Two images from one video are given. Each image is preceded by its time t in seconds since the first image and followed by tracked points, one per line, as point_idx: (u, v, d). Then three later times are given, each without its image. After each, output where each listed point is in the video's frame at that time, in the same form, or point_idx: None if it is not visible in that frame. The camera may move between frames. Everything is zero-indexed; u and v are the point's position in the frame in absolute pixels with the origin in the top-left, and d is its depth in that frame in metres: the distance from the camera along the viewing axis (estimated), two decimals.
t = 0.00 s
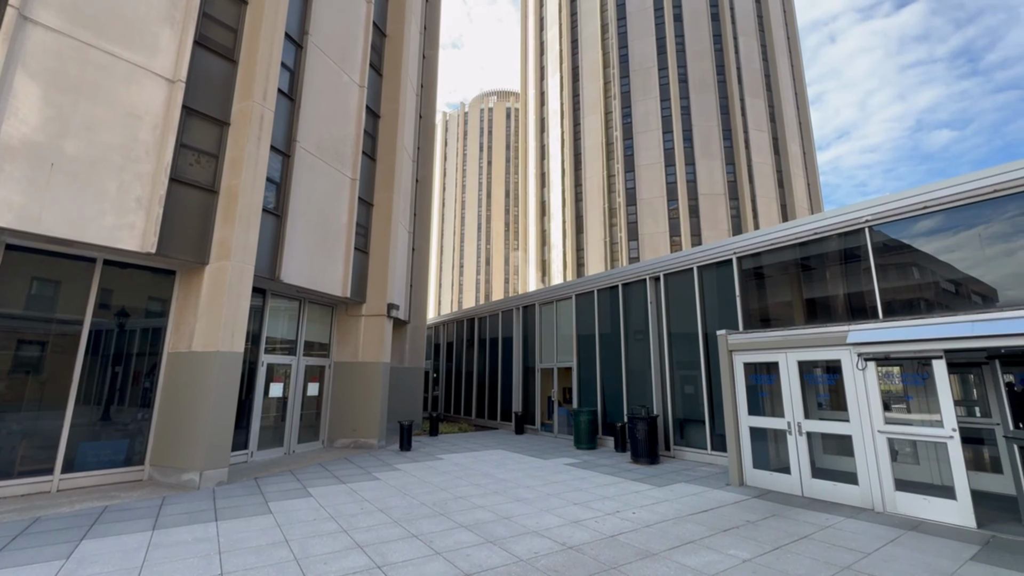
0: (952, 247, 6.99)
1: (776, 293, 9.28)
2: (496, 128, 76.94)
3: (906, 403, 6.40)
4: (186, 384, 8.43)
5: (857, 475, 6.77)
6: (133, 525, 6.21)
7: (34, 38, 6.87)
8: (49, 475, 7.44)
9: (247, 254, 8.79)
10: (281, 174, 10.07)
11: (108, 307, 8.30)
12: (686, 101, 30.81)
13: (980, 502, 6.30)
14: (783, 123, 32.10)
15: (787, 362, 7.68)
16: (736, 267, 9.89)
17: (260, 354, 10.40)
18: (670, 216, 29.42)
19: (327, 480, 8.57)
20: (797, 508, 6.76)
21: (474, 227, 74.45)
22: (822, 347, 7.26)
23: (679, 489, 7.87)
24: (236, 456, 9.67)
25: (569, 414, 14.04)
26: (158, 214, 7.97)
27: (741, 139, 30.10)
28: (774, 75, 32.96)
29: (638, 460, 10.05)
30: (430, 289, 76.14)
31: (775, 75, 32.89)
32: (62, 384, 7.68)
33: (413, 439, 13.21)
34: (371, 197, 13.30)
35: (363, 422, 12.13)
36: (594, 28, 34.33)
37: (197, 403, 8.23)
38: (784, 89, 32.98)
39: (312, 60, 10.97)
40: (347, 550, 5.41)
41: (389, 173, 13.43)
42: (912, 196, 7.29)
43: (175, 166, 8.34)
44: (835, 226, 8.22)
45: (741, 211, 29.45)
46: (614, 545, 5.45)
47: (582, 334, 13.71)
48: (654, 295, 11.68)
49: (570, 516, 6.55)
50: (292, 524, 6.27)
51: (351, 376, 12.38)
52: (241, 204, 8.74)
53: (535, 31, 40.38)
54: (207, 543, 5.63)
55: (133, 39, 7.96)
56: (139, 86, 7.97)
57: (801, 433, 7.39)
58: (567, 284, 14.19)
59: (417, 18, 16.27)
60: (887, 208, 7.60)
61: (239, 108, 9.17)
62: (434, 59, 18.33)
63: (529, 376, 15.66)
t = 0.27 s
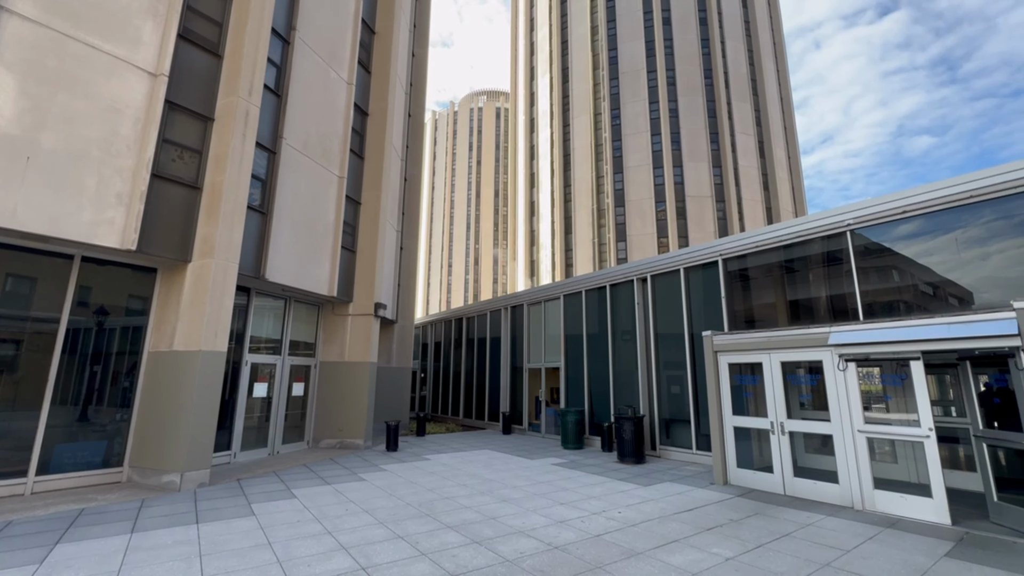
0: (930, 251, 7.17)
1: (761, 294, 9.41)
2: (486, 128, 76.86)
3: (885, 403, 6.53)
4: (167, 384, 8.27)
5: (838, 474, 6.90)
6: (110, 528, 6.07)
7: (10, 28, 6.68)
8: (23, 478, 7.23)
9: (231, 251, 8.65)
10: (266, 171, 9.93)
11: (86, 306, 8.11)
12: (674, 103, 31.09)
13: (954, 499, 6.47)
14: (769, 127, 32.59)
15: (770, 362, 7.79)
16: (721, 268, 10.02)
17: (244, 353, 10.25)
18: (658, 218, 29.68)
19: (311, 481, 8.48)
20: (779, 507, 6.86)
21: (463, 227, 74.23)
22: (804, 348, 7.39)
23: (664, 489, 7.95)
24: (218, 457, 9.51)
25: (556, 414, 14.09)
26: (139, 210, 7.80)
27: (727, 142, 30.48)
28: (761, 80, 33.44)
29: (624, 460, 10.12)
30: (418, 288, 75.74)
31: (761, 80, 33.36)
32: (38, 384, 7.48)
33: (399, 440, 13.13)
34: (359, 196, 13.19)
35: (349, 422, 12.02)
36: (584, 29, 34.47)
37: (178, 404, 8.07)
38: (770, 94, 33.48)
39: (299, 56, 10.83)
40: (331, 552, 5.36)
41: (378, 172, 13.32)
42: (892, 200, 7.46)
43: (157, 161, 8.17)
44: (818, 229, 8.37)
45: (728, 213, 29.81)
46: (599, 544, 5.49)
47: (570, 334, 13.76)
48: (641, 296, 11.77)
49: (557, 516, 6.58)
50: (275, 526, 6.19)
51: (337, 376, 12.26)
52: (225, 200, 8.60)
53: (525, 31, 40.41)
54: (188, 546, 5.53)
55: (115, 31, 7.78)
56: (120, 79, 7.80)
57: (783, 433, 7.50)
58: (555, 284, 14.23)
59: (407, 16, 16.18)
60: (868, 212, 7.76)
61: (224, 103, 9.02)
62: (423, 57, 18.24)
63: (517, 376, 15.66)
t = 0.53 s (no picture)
0: (909, 254, 7.35)
1: (744, 295, 9.55)
2: (475, 126, 76.67)
3: (864, 402, 6.68)
4: (145, 382, 8.08)
5: (817, 471, 7.04)
6: (85, 531, 5.92)
7: None
8: None
9: (212, 248, 8.49)
10: (250, 167, 9.76)
11: (62, 302, 7.89)
12: (662, 105, 31.37)
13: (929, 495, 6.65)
14: (754, 130, 33.06)
15: (753, 362, 7.90)
16: (706, 269, 10.14)
17: (226, 352, 10.07)
18: (645, 218, 29.93)
19: (294, 481, 8.37)
20: (761, 504, 6.97)
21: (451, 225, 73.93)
22: (786, 348, 7.52)
23: (649, 487, 8.02)
24: (198, 457, 9.33)
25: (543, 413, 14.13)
26: (117, 204, 7.61)
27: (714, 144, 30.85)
28: (746, 83, 33.91)
29: (610, 459, 10.18)
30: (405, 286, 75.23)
31: (747, 83, 33.83)
32: (10, 383, 7.25)
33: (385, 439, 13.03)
34: (345, 193, 13.05)
35: (334, 422, 11.90)
36: (573, 30, 34.57)
37: (156, 402, 7.90)
38: (755, 98, 33.96)
39: (285, 50, 10.67)
40: (314, 552, 5.30)
41: (364, 168, 13.19)
42: (872, 204, 7.65)
43: (137, 155, 7.98)
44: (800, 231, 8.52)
45: (714, 215, 30.17)
46: (584, 542, 5.52)
47: (557, 333, 13.81)
48: (627, 296, 11.86)
49: (542, 514, 6.60)
50: (257, 527, 6.10)
51: (322, 374, 12.13)
52: (207, 196, 8.43)
53: (514, 30, 40.38)
54: (166, 548, 5.41)
55: (93, 20, 7.57)
56: (98, 70, 7.59)
57: (765, 432, 7.61)
58: (542, 284, 14.25)
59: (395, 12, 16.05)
60: (849, 215, 7.94)
61: (206, 97, 8.84)
62: (412, 54, 18.12)
63: (504, 375, 15.66)
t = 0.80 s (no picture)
0: (887, 256, 7.53)
1: (728, 295, 9.68)
2: (463, 124, 76.39)
3: (842, 400, 6.82)
4: (121, 380, 7.89)
5: (797, 468, 7.17)
6: (57, 532, 5.75)
7: None
8: None
9: (192, 242, 8.31)
10: (232, 161, 9.58)
11: (35, 298, 7.65)
12: (649, 106, 31.61)
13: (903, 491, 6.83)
14: (738, 133, 33.52)
15: (736, 360, 8.01)
16: (691, 269, 10.26)
17: (207, 349, 9.89)
18: (631, 218, 30.16)
19: (276, 480, 8.25)
20: (742, 500, 7.08)
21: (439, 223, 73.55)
22: (768, 347, 7.64)
23: (633, 484, 8.09)
24: (176, 457, 9.15)
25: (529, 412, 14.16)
26: (93, 197, 7.39)
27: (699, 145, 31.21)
28: (732, 86, 34.35)
29: (594, 457, 10.25)
30: (391, 284, 74.65)
31: (732, 86, 34.28)
32: None
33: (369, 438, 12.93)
34: (331, 189, 12.89)
35: (317, 420, 11.76)
36: (562, 29, 34.61)
37: (133, 401, 7.72)
38: (740, 100, 34.43)
39: (269, 43, 10.49)
40: (295, 552, 5.23)
41: (350, 164, 13.04)
42: (852, 206, 7.82)
43: (114, 146, 7.76)
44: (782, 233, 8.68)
45: (699, 216, 30.53)
46: (569, 539, 5.54)
47: (543, 332, 13.84)
48: (613, 295, 11.93)
49: (527, 512, 6.61)
50: (237, 527, 5.99)
51: (305, 372, 11.97)
52: (187, 189, 8.25)
53: (503, 28, 40.28)
54: (142, 549, 5.29)
55: (68, 7, 7.34)
56: (73, 59, 7.36)
57: (747, 429, 7.73)
58: (529, 282, 14.26)
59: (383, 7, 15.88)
60: (829, 216, 8.11)
61: (187, 88, 8.64)
62: (399, 50, 17.95)
63: (490, 373, 15.64)
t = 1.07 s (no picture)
0: (865, 258, 7.70)
1: (711, 294, 9.80)
2: (451, 121, 76.00)
3: (820, 398, 6.96)
4: (95, 377, 7.66)
5: (776, 465, 7.30)
6: (26, 534, 5.57)
7: None
8: None
9: (171, 236, 8.11)
10: (213, 153, 9.37)
11: (5, 292, 7.40)
12: (637, 106, 31.81)
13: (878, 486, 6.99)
14: (724, 134, 33.94)
15: (719, 359, 8.12)
16: (676, 268, 10.37)
17: (186, 346, 9.68)
18: (618, 218, 30.35)
19: (257, 479, 8.11)
20: (723, 497, 7.19)
21: (426, 220, 73.09)
22: (750, 346, 7.76)
23: (617, 481, 8.16)
24: (153, 456, 8.94)
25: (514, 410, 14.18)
26: (66, 188, 7.15)
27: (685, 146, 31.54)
28: (718, 88, 34.76)
29: (579, 454, 10.29)
30: (377, 281, 73.96)
31: (718, 88, 34.69)
32: None
33: (353, 436, 12.80)
34: (315, 184, 12.70)
35: (300, 418, 11.60)
36: (550, 27, 34.60)
37: (108, 398, 7.51)
38: (726, 102, 34.87)
39: (252, 34, 10.28)
40: (276, 552, 5.15)
41: (335, 159, 12.86)
42: (833, 208, 7.98)
43: (89, 136, 7.53)
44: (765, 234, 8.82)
45: (684, 216, 30.86)
46: (553, 537, 5.55)
47: (529, 330, 13.86)
48: (599, 293, 12.00)
49: (512, 510, 6.61)
50: (216, 527, 5.88)
51: (288, 370, 11.79)
52: (166, 182, 8.04)
53: (492, 25, 40.11)
54: (116, 550, 5.16)
55: None
56: (46, 45, 7.12)
57: (729, 427, 7.85)
58: (515, 280, 14.25)
59: None
60: (811, 218, 8.26)
61: (166, 78, 8.42)
62: (387, 44, 17.76)
63: (476, 371, 15.61)
